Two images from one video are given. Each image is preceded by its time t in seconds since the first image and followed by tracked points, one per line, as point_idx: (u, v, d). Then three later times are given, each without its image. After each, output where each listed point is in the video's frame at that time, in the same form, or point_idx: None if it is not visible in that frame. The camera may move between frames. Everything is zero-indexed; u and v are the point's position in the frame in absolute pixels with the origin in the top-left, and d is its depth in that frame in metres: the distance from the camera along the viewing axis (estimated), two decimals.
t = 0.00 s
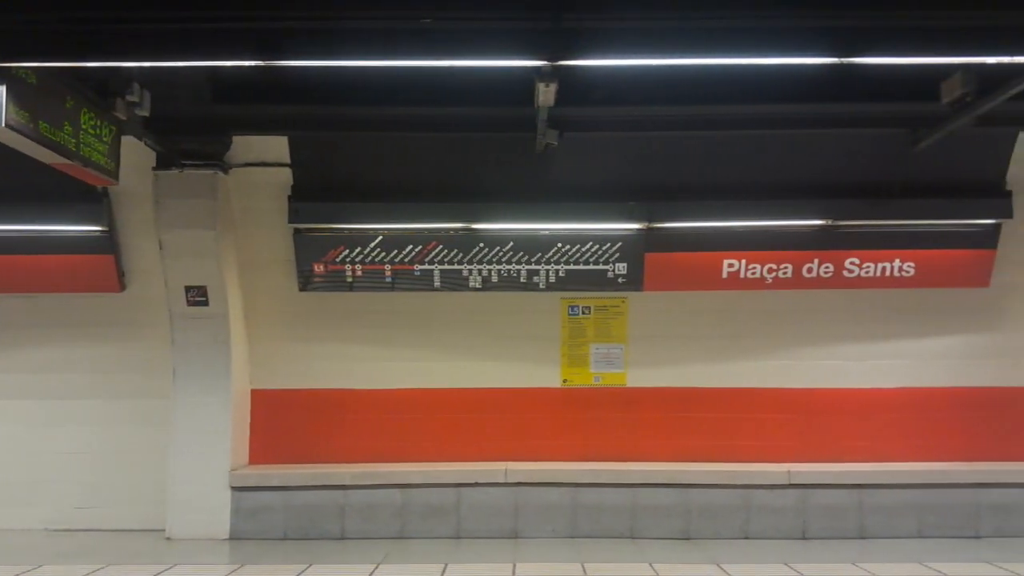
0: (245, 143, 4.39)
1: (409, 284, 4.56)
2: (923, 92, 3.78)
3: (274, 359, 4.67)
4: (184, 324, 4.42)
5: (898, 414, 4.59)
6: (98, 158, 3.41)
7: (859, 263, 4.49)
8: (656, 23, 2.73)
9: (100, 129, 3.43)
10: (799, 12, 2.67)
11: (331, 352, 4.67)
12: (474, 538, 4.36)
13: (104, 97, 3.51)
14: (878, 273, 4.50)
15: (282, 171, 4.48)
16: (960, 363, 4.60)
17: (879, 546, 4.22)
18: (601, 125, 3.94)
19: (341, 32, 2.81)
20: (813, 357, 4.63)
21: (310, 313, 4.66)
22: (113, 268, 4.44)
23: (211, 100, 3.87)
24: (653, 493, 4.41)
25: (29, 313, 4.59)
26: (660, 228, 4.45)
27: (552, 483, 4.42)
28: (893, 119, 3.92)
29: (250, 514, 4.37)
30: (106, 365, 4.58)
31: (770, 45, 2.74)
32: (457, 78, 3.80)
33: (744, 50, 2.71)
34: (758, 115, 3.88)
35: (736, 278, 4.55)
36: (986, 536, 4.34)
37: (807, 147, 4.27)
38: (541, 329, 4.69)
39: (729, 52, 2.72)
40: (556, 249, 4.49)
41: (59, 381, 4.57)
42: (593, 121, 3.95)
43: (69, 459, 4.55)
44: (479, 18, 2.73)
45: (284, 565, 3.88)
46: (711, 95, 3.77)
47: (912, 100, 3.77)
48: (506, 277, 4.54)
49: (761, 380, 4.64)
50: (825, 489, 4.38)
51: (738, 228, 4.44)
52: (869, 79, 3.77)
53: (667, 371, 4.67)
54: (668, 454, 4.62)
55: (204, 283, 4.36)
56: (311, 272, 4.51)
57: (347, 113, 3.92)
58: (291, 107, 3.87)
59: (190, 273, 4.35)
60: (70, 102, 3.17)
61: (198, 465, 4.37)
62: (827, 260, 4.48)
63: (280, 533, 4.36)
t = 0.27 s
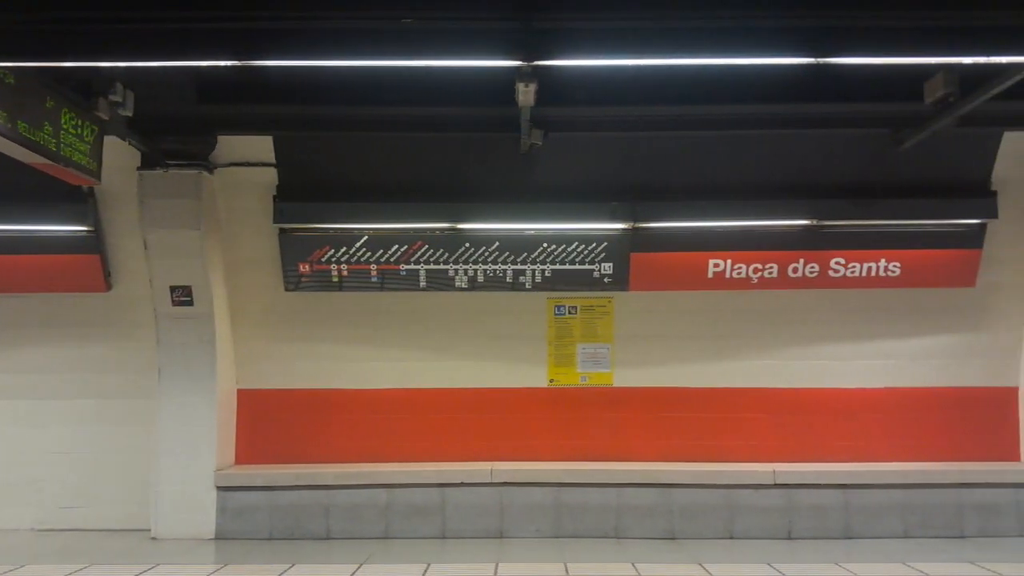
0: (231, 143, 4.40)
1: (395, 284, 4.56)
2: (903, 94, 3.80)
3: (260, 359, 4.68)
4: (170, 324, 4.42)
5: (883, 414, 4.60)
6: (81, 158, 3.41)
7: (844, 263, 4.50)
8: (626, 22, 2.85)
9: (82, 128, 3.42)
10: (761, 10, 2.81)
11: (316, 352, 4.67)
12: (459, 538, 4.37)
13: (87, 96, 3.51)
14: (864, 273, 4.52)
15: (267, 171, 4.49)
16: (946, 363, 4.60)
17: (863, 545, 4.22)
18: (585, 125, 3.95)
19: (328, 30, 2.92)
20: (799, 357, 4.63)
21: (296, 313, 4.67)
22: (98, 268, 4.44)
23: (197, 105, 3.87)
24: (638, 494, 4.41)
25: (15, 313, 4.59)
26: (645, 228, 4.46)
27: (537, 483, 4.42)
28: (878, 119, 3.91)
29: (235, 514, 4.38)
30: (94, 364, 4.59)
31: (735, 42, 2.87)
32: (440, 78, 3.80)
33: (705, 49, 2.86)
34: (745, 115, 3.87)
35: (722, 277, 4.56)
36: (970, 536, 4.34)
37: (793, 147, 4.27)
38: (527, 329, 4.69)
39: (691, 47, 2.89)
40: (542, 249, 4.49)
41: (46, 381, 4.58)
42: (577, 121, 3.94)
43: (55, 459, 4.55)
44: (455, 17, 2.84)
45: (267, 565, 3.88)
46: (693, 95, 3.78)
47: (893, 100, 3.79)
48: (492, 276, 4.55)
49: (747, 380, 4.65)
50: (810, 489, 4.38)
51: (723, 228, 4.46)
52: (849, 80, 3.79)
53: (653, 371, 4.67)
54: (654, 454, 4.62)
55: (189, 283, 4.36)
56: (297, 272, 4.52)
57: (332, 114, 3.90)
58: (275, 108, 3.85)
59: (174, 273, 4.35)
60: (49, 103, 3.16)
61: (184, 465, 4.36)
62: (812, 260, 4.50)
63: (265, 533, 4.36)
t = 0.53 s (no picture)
0: (223, 143, 4.40)
1: (387, 284, 4.56)
2: (893, 94, 3.81)
3: (252, 359, 4.67)
4: (161, 324, 4.42)
5: (875, 414, 4.60)
6: (70, 158, 3.39)
7: (836, 263, 4.51)
8: (614, 24, 2.86)
9: (70, 128, 3.39)
10: (750, 11, 2.80)
11: (309, 352, 4.67)
12: (451, 538, 4.37)
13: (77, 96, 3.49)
14: (855, 273, 4.53)
15: (258, 171, 4.48)
16: (938, 363, 4.60)
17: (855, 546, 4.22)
18: (576, 126, 3.97)
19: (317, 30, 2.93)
20: (791, 357, 4.63)
21: (288, 313, 4.67)
22: (90, 267, 4.44)
23: (184, 104, 3.84)
24: (630, 494, 4.41)
25: (7, 313, 4.59)
26: (637, 228, 4.47)
27: (529, 483, 4.42)
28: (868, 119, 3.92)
29: (227, 514, 4.37)
30: (86, 364, 4.59)
31: (722, 45, 2.89)
32: (430, 79, 3.80)
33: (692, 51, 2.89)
34: (735, 115, 3.88)
35: (713, 277, 4.57)
36: (962, 536, 4.34)
37: (784, 147, 4.28)
38: (519, 329, 4.69)
39: (680, 47, 2.91)
40: (534, 249, 4.50)
41: (38, 381, 4.58)
42: (568, 121, 3.95)
43: (48, 460, 4.55)
44: (443, 18, 2.85)
45: (258, 565, 3.88)
46: (684, 96, 3.78)
47: (884, 100, 3.79)
48: (484, 277, 4.55)
49: (739, 380, 4.65)
50: (802, 489, 4.38)
51: (714, 229, 4.47)
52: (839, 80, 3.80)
53: (645, 371, 4.67)
54: (646, 454, 4.62)
55: (180, 283, 4.36)
56: (289, 272, 4.52)
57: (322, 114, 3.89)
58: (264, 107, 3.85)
59: (165, 273, 4.35)
60: (37, 103, 3.12)
61: (175, 465, 4.36)
62: (804, 260, 4.51)
63: (257, 533, 4.36)
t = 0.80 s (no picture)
0: (222, 143, 4.41)
1: (385, 284, 4.56)
2: (891, 94, 3.81)
3: (250, 359, 4.67)
4: (160, 324, 4.42)
5: (873, 414, 4.60)
6: (69, 158, 3.39)
7: (834, 263, 4.52)
8: (613, 22, 2.85)
9: (70, 128, 3.40)
10: (747, 11, 2.81)
11: (307, 351, 4.67)
12: (449, 538, 4.37)
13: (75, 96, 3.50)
14: (853, 273, 4.53)
15: (256, 171, 4.48)
16: (936, 363, 4.60)
17: (853, 546, 4.22)
18: (575, 125, 3.98)
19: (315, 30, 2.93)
20: (790, 357, 4.63)
21: (286, 313, 4.66)
22: (88, 267, 4.45)
23: (184, 104, 3.85)
24: (628, 494, 4.41)
25: (6, 313, 4.59)
26: (636, 228, 4.48)
27: (527, 483, 4.42)
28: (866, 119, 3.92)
29: (226, 515, 4.37)
30: (85, 364, 4.59)
31: (722, 42, 2.87)
32: (429, 79, 3.81)
33: (692, 48, 2.88)
34: (733, 115, 3.89)
35: (712, 277, 4.57)
36: (960, 536, 4.34)
37: (783, 147, 4.28)
38: (517, 330, 4.69)
39: (680, 47, 2.91)
40: (532, 249, 4.50)
41: (36, 381, 4.58)
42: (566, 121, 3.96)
43: (46, 460, 4.55)
44: (442, 18, 2.86)
45: (255, 565, 3.87)
46: (682, 96, 3.78)
47: (882, 100, 3.79)
48: (483, 277, 4.55)
49: (737, 380, 4.65)
50: (800, 489, 4.38)
51: (713, 229, 4.48)
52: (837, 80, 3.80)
53: (643, 371, 4.67)
54: (644, 454, 4.62)
55: (178, 282, 4.36)
56: (287, 272, 4.52)
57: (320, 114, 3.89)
58: (262, 107, 3.85)
59: (163, 273, 4.35)
60: (37, 102, 3.14)
61: (174, 465, 4.36)
62: (802, 260, 4.51)
63: (255, 533, 4.36)
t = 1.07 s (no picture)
0: (223, 143, 4.41)
1: (387, 284, 4.57)
2: (893, 94, 3.81)
3: (250, 359, 4.67)
4: (161, 324, 4.42)
5: (874, 414, 4.60)
6: (71, 158, 3.39)
7: (836, 263, 4.52)
8: (615, 23, 2.84)
9: (70, 128, 3.39)
10: (750, 11, 2.81)
11: (308, 352, 4.68)
12: (451, 539, 4.37)
13: (77, 96, 3.49)
14: (855, 273, 4.53)
15: (258, 171, 4.48)
16: (937, 363, 4.60)
17: (854, 546, 4.22)
18: (577, 126, 3.98)
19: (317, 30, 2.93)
20: (792, 357, 4.63)
21: (287, 313, 4.67)
22: (89, 267, 4.45)
23: (186, 104, 3.84)
24: (629, 494, 4.41)
25: (7, 314, 4.59)
26: (637, 228, 4.47)
27: (529, 483, 4.42)
28: (868, 119, 3.93)
29: (227, 515, 4.37)
30: (86, 365, 4.59)
31: (723, 44, 2.87)
32: (432, 79, 3.82)
33: (695, 49, 2.88)
34: (735, 115, 3.88)
35: (713, 277, 4.57)
36: (962, 536, 4.34)
37: (784, 148, 4.28)
38: (519, 330, 4.69)
39: (682, 48, 2.91)
40: (534, 249, 4.51)
41: (38, 381, 4.58)
42: (568, 121, 3.96)
43: (48, 460, 4.55)
44: (445, 18, 2.86)
45: (257, 565, 3.88)
46: (684, 96, 3.79)
47: (883, 101, 3.80)
48: (484, 277, 4.55)
49: (738, 380, 4.65)
50: (802, 489, 4.38)
51: (714, 229, 4.48)
52: (838, 80, 3.81)
53: (644, 371, 4.67)
54: (645, 454, 4.62)
55: (180, 283, 4.36)
56: (289, 272, 4.52)
57: (322, 114, 3.89)
58: (264, 107, 3.84)
59: (165, 273, 4.35)
60: (37, 103, 3.12)
61: (176, 465, 4.36)
62: (804, 260, 4.51)
63: (257, 534, 4.36)
